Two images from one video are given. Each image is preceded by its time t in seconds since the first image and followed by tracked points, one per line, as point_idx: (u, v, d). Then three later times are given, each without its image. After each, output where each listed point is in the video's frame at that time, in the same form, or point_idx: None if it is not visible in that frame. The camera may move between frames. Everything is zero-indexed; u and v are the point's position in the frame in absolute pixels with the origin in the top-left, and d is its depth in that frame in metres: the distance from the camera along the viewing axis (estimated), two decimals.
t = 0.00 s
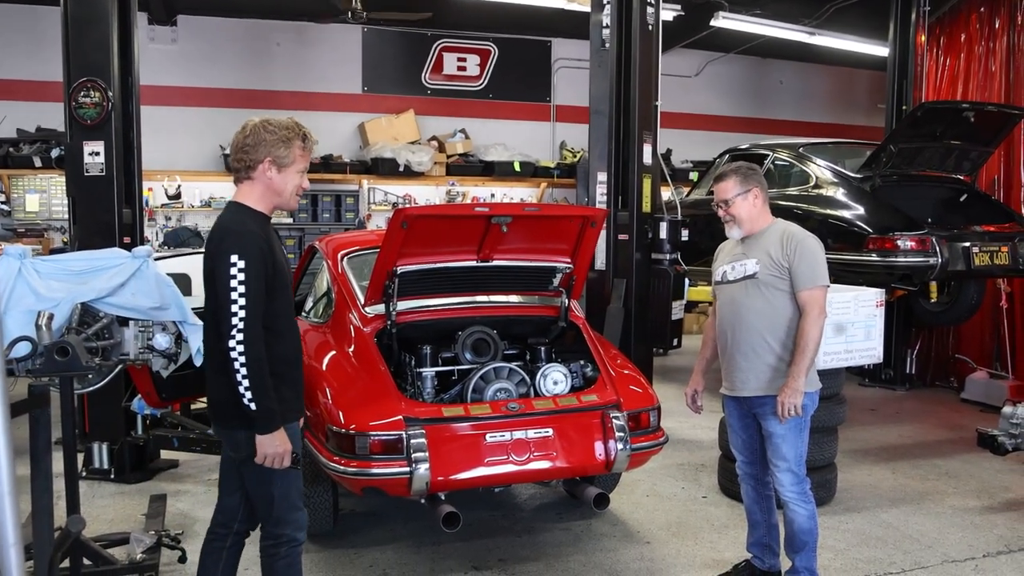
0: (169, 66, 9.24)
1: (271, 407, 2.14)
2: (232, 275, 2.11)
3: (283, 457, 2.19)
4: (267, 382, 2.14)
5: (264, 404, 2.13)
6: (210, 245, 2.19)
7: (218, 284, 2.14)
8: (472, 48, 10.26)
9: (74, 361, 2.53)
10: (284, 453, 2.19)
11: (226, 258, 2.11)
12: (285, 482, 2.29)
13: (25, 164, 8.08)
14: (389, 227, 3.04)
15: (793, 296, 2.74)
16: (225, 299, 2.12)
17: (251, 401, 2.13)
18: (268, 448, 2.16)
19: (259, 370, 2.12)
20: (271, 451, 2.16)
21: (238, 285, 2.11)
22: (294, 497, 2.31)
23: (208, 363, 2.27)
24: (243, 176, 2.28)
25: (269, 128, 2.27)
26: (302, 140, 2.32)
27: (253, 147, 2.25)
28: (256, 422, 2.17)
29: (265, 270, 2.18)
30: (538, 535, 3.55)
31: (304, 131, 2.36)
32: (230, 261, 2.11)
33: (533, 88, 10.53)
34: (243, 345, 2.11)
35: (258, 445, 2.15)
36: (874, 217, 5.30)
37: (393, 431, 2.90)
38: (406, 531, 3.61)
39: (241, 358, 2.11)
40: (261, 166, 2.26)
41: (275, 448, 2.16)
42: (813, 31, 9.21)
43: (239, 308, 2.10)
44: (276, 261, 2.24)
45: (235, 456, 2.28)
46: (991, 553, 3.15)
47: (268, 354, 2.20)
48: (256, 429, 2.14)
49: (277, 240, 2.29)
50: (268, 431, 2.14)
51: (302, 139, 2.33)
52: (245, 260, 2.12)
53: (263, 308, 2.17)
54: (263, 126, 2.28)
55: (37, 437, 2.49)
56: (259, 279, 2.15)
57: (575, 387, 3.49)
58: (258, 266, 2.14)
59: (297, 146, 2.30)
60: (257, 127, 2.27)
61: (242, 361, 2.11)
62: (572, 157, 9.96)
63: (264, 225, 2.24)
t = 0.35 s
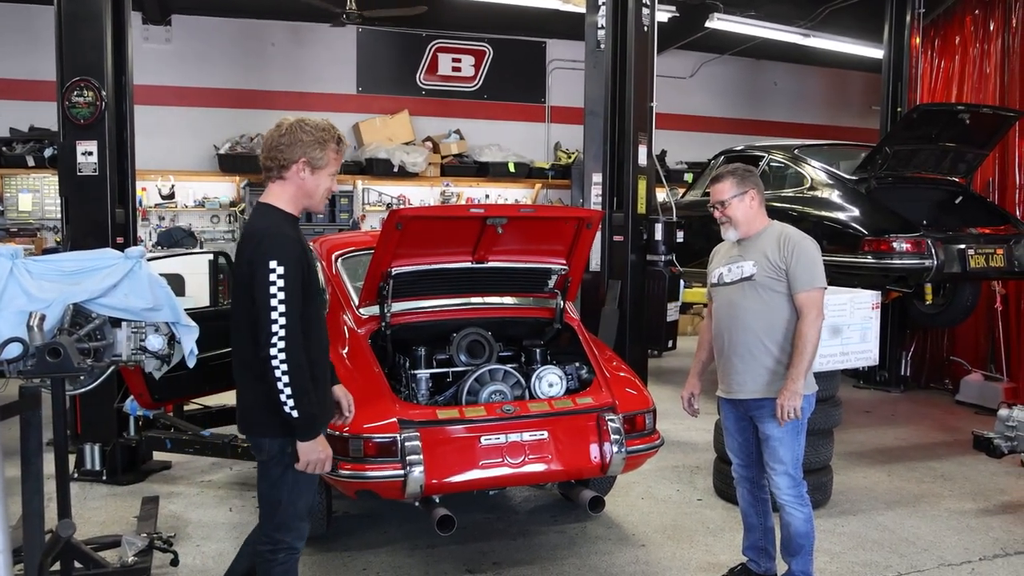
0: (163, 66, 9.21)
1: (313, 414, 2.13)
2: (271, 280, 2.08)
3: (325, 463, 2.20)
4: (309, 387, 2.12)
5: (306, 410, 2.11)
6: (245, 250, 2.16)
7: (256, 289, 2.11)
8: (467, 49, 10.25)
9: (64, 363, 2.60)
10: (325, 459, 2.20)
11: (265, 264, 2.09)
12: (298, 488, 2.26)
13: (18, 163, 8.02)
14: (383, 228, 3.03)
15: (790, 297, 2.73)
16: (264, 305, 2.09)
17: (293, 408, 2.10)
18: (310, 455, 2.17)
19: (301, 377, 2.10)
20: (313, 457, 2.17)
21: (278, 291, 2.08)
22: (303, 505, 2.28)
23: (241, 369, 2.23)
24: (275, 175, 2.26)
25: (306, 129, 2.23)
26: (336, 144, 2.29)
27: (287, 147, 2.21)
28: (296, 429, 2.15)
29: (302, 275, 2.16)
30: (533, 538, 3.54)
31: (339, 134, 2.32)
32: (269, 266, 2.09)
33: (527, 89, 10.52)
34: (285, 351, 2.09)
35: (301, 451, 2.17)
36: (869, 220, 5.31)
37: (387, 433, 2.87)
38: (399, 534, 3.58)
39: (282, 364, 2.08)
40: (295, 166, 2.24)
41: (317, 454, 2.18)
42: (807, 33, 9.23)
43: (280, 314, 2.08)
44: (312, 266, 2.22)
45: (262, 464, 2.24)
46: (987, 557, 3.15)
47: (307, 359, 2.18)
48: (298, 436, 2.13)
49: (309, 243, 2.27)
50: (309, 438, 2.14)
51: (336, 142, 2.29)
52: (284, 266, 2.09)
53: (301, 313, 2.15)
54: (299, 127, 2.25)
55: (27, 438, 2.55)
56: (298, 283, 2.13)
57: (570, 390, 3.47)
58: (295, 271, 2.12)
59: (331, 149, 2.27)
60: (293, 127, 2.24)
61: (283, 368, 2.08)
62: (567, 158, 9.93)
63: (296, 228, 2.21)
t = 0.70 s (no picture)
0: (154, 63, 9.15)
1: (319, 412, 2.11)
2: (269, 281, 2.06)
3: (336, 456, 2.16)
4: (313, 386, 2.11)
5: (312, 407, 2.10)
6: (240, 249, 2.13)
7: (252, 289, 2.08)
8: (459, 47, 10.22)
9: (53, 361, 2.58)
10: (337, 453, 2.16)
11: (261, 264, 2.06)
12: (305, 480, 2.25)
13: (7, 161, 7.94)
14: (375, 227, 3.00)
15: (785, 296, 2.72)
16: (263, 306, 2.06)
17: (300, 406, 2.09)
18: (320, 449, 2.13)
19: (305, 375, 2.09)
20: (325, 452, 2.13)
21: (277, 291, 2.06)
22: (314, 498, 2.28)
23: (239, 366, 2.21)
24: (288, 171, 2.23)
25: (333, 135, 2.22)
26: (357, 157, 2.28)
27: (311, 147, 2.19)
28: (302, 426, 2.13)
29: (300, 275, 2.14)
30: (525, 538, 3.52)
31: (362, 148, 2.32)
32: (267, 266, 2.06)
33: (520, 87, 10.49)
34: (287, 351, 2.06)
35: (312, 447, 2.12)
36: (862, 218, 5.31)
37: (379, 433, 2.85)
38: (391, 534, 3.56)
39: (285, 363, 2.06)
40: (311, 167, 2.21)
41: (328, 448, 2.13)
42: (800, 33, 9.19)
43: (280, 314, 2.06)
44: (308, 264, 2.20)
45: (263, 461, 2.22)
46: (979, 556, 3.14)
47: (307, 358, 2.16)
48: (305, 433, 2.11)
49: (308, 241, 2.25)
50: (318, 434, 2.11)
51: (358, 156, 2.29)
52: (281, 265, 2.07)
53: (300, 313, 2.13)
54: (326, 129, 2.23)
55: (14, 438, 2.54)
56: (297, 282, 2.11)
57: (563, 389, 3.45)
58: (295, 270, 2.10)
59: (351, 162, 2.26)
60: (320, 129, 2.22)
61: (286, 367, 2.07)
62: (560, 156, 9.91)
63: (299, 227, 2.19)
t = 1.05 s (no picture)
0: (143, 57, 9.06)
1: (259, 408, 2.16)
2: (215, 280, 2.12)
3: (274, 454, 2.20)
4: (254, 382, 2.16)
5: (250, 404, 2.13)
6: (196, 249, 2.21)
7: (200, 287, 2.15)
8: (451, 42, 10.16)
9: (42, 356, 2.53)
10: (275, 451, 2.20)
11: (209, 263, 2.13)
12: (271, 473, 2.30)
13: None
14: (368, 222, 2.97)
15: (780, 293, 2.70)
16: (207, 303, 2.13)
17: (239, 402, 2.13)
18: (258, 447, 2.17)
19: (244, 372, 2.13)
20: (262, 450, 2.17)
21: (222, 290, 2.12)
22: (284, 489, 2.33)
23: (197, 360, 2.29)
24: (240, 183, 2.31)
25: (277, 136, 2.29)
26: (305, 154, 2.35)
27: (252, 156, 2.27)
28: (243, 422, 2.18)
29: (247, 276, 2.20)
30: (519, 536, 3.49)
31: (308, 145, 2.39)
32: (213, 267, 2.12)
33: (512, 82, 10.44)
34: (227, 349, 2.12)
35: (251, 444, 2.16)
36: (856, 215, 5.31)
37: (371, 431, 2.82)
38: (383, 532, 3.53)
39: (226, 360, 2.12)
40: (259, 175, 2.28)
41: (265, 446, 2.17)
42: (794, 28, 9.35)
43: (223, 313, 2.12)
44: (259, 265, 2.26)
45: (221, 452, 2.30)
46: (975, 555, 3.14)
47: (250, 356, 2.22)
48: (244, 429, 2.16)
49: (264, 242, 2.31)
50: (257, 430, 2.15)
51: (306, 153, 2.36)
52: (228, 265, 2.13)
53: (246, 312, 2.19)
54: (271, 133, 2.30)
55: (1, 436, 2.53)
56: (244, 283, 2.16)
57: (557, 386, 3.42)
58: (240, 270, 2.15)
59: (295, 155, 2.32)
60: (263, 133, 2.29)
61: (227, 364, 2.12)
62: (552, 152, 9.87)
63: (251, 229, 2.26)
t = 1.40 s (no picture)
0: (148, 61, 9.05)
1: (201, 394, 2.29)
2: (168, 271, 2.28)
3: (215, 439, 2.31)
4: (198, 370, 2.29)
5: (193, 389, 2.27)
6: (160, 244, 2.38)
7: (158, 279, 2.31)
8: (453, 44, 10.15)
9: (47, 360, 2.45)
10: (216, 435, 2.31)
11: (163, 256, 2.29)
12: (228, 461, 2.43)
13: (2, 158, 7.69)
14: (374, 225, 2.94)
15: (790, 296, 2.67)
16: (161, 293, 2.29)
17: (182, 387, 2.27)
18: (199, 430, 2.29)
19: (188, 359, 2.27)
20: (202, 433, 2.29)
21: (173, 281, 2.27)
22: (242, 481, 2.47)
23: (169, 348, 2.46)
24: (207, 182, 2.46)
25: (241, 138, 2.43)
26: (267, 155, 2.47)
27: (214, 156, 2.41)
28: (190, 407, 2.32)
29: (202, 269, 2.34)
30: (524, 542, 3.46)
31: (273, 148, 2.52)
32: (166, 259, 2.28)
33: (515, 84, 10.41)
34: (174, 338, 2.27)
35: (193, 427, 2.29)
36: (864, 217, 5.28)
37: (377, 436, 2.79)
38: (388, 538, 3.50)
39: (172, 347, 2.27)
40: (221, 175, 2.42)
41: (206, 430, 2.29)
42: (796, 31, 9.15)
43: (172, 303, 2.27)
44: (216, 260, 2.39)
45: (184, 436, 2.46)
46: (990, 565, 3.11)
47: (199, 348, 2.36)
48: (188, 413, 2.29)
49: (225, 240, 2.45)
50: (197, 414, 2.27)
51: (269, 155, 2.48)
52: (179, 258, 2.28)
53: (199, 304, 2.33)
54: (236, 134, 2.44)
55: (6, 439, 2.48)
56: (196, 275, 2.30)
57: (564, 391, 3.39)
58: (192, 263, 2.30)
59: (256, 157, 2.45)
60: (229, 134, 2.43)
61: (173, 350, 2.27)
62: (555, 154, 9.83)
63: (212, 225, 2.41)
